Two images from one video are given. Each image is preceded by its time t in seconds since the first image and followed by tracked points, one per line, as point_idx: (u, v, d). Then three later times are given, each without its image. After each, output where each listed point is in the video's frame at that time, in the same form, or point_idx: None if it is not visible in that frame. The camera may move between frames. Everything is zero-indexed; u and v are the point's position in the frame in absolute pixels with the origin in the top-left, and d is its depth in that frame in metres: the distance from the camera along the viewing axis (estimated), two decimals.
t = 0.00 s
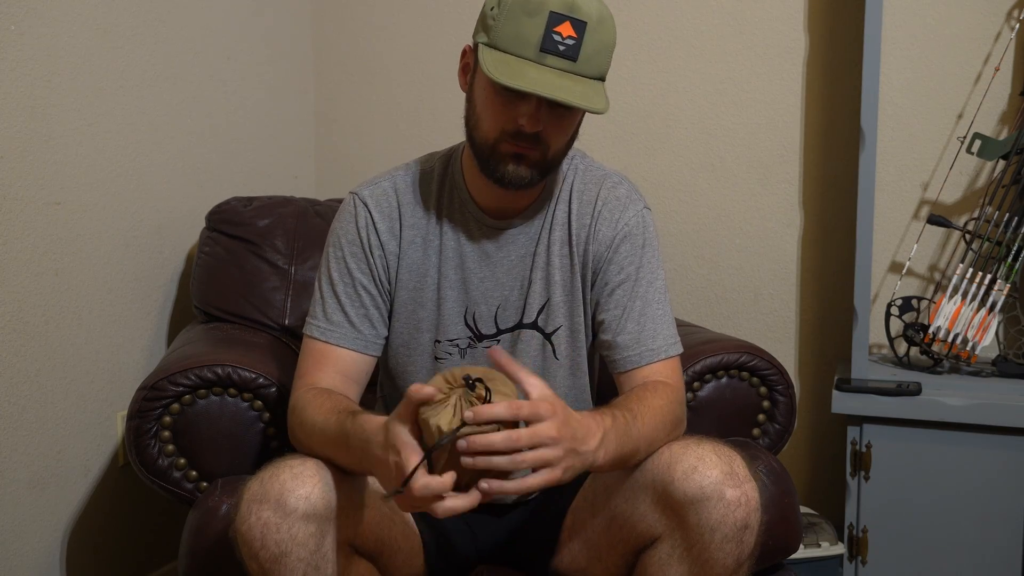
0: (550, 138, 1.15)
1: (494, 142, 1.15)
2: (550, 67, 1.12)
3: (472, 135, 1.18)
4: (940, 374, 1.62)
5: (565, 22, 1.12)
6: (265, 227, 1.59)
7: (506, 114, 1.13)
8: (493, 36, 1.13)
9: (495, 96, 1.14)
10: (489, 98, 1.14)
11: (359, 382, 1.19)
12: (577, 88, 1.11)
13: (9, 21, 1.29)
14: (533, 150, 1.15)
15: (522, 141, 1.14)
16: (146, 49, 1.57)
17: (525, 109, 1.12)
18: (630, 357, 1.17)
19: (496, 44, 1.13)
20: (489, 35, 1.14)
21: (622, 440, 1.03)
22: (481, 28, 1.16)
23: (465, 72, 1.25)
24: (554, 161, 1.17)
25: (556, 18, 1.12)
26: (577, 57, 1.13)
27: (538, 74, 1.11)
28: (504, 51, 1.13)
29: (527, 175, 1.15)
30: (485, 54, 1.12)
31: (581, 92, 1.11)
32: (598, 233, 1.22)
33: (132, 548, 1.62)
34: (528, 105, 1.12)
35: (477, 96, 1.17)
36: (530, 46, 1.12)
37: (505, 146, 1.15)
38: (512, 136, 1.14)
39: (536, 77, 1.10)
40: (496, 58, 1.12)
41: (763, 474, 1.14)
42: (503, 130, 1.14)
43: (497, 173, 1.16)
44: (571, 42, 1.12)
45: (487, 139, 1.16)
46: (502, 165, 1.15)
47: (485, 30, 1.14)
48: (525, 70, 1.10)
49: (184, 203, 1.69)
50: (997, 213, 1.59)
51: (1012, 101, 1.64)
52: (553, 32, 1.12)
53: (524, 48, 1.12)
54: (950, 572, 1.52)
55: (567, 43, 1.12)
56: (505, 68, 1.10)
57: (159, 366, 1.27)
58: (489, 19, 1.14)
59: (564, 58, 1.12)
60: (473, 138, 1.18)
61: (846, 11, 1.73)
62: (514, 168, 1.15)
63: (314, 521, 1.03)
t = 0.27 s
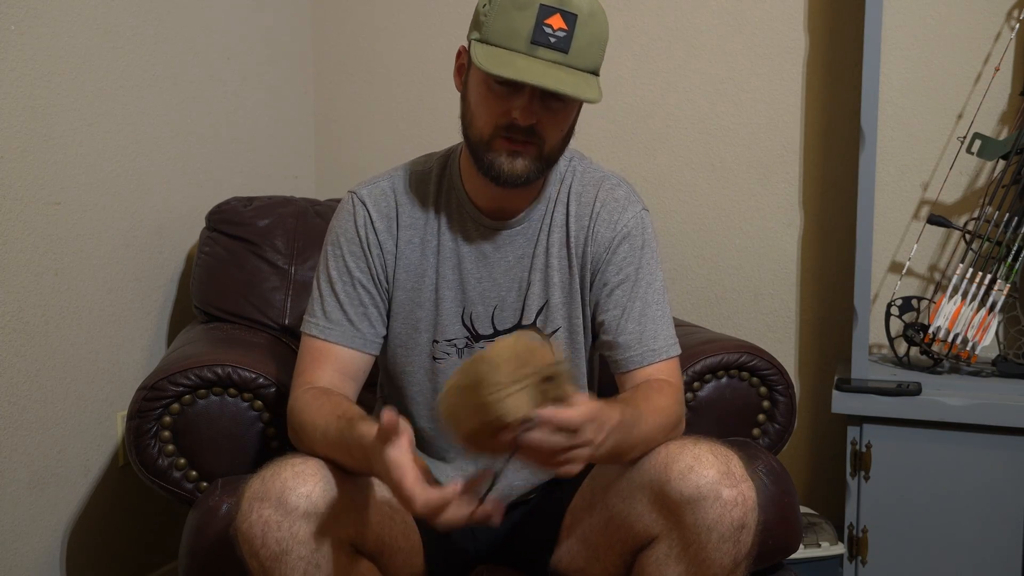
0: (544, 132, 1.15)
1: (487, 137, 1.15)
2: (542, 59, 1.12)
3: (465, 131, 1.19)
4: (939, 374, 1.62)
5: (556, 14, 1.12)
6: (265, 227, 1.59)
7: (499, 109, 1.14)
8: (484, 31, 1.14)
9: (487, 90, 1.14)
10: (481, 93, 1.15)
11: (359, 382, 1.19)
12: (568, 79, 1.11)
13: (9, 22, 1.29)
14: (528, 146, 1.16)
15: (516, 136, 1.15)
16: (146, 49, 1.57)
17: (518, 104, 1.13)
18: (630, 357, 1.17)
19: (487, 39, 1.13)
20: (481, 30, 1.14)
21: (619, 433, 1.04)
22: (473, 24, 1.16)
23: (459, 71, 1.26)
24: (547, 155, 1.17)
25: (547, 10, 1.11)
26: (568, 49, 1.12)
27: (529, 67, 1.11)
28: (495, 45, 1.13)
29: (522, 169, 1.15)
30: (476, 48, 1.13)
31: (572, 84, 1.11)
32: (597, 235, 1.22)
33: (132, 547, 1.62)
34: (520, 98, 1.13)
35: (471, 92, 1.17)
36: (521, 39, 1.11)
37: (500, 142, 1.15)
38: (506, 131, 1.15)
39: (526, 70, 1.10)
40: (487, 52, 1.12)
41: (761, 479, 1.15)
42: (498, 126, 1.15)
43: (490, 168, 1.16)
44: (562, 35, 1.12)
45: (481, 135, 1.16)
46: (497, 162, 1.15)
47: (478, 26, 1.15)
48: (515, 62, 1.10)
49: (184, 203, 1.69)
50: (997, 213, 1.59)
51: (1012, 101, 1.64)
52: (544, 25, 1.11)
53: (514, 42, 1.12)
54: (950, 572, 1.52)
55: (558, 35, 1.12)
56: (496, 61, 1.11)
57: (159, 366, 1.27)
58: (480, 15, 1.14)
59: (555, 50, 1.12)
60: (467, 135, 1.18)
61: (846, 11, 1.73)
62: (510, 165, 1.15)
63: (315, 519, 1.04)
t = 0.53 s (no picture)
0: (556, 128, 1.16)
1: (501, 137, 1.15)
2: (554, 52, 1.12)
3: (476, 132, 1.18)
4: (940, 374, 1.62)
5: (561, 7, 1.12)
6: (265, 227, 1.59)
7: (514, 109, 1.14)
8: (492, 31, 1.14)
9: (500, 90, 1.14)
10: (493, 93, 1.15)
11: (360, 381, 1.19)
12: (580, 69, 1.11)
13: (9, 22, 1.29)
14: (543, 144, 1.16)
15: (531, 134, 1.15)
16: (146, 48, 1.57)
17: (532, 101, 1.13)
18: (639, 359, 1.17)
19: (496, 38, 1.13)
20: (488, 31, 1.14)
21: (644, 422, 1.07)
22: (477, 26, 1.16)
23: (460, 74, 1.25)
24: (559, 154, 1.18)
25: (552, 4, 1.12)
26: (577, 40, 1.13)
27: (544, 59, 1.11)
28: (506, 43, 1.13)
29: (536, 168, 1.15)
30: (488, 48, 1.13)
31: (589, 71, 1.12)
32: (604, 238, 1.23)
33: (132, 548, 1.62)
34: (534, 94, 1.13)
35: (480, 94, 1.17)
36: (531, 33, 1.12)
37: (515, 143, 1.15)
38: (521, 130, 1.14)
39: (541, 61, 1.10)
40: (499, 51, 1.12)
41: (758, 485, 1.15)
42: (512, 127, 1.15)
43: (506, 168, 1.15)
44: (570, 26, 1.12)
45: (495, 136, 1.16)
46: (513, 162, 1.15)
47: (483, 27, 1.15)
48: (531, 56, 1.11)
49: (184, 203, 1.68)
50: (997, 213, 1.59)
51: (1012, 101, 1.64)
52: (552, 18, 1.12)
53: (525, 36, 1.12)
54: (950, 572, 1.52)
55: (566, 27, 1.12)
56: (511, 58, 1.11)
57: (160, 366, 1.27)
58: (484, 16, 1.15)
59: (565, 41, 1.12)
60: (477, 136, 1.18)
61: (846, 11, 1.74)
62: (525, 164, 1.15)
63: (317, 521, 1.02)
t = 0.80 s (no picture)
0: (558, 143, 1.15)
1: (502, 151, 1.15)
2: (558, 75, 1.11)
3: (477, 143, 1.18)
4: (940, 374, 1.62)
5: (566, 27, 1.10)
6: (265, 227, 1.59)
7: (512, 124, 1.13)
8: (496, 49, 1.12)
9: (499, 106, 1.13)
10: (493, 109, 1.14)
11: (360, 383, 1.18)
12: (584, 93, 1.11)
13: (9, 21, 1.29)
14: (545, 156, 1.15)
15: (534, 147, 1.14)
16: (146, 49, 1.57)
17: (535, 120, 1.12)
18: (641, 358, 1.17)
19: (500, 57, 1.12)
20: (492, 48, 1.13)
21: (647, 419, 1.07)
22: (479, 40, 1.15)
23: (459, 78, 1.24)
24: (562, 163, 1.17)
25: (556, 24, 1.10)
26: (581, 61, 1.12)
27: (549, 85, 1.10)
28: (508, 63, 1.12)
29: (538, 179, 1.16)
30: (491, 69, 1.12)
31: (592, 94, 1.11)
32: (603, 238, 1.23)
33: (132, 548, 1.62)
34: (534, 113, 1.12)
35: (482, 107, 1.16)
36: (535, 56, 1.10)
37: (518, 155, 1.15)
38: (524, 143, 1.14)
39: (547, 88, 1.09)
40: (501, 73, 1.11)
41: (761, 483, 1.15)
42: (515, 140, 1.14)
43: (509, 180, 1.16)
44: (574, 48, 1.11)
45: (497, 149, 1.16)
46: (515, 173, 1.15)
47: (485, 43, 1.13)
48: (533, 82, 1.10)
49: (184, 203, 1.68)
50: (997, 213, 1.59)
51: (1012, 101, 1.64)
52: (555, 39, 1.10)
53: (529, 59, 1.11)
54: (950, 572, 1.52)
55: (570, 48, 1.11)
56: (513, 83, 1.10)
57: (159, 366, 1.27)
58: (487, 31, 1.13)
59: (569, 64, 1.11)
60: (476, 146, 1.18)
61: (846, 11, 1.74)
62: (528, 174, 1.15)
63: (316, 521, 1.03)
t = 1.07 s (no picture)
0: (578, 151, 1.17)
1: (525, 159, 1.15)
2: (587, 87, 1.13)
3: (493, 150, 1.17)
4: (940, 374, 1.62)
5: (593, 39, 1.12)
6: (265, 227, 1.59)
7: (539, 133, 1.13)
8: (525, 63, 1.12)
9: (526, 117, 1.13)
10: (518, 120, 1.14)
11: (358, 383, 1.18)
12: (614, 103, 1.13)
13: (9, 22, 1.30)
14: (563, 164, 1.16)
15: (554, 156, 1.15)
16: (146, 49, 1.57)
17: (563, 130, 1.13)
18: (634, 360, 1.17)
19: (529, 70, 1.12)
20: (520, 61, 1.13)
21: (627, 430, 1.04)
22: (502, 52, 1.14)
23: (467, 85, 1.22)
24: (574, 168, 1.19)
25: (584, 37, 1.11)
26: (606, 71, 1.14)
27: (583, 97, 1.11)
28: (539, 76, 1.12)
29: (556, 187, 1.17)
30: (523, 83, 1.11)
31: (621, 104, 1.13)
32: (596, 241, 1.21)
33: (132, 548, 1.62)
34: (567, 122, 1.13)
35: (501, 116, 1.16)
36: (566, 69, 1.12)
37: (537, 163, 1.15)
38: (544, 153, 1.14)
39: (582, 101, 1.10)
40: (534, 87, 1.11)
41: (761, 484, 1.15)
42: (535, 149, 1.14)
43: (527, 190, 1.17)
44: (601, 59, 1.13)
45: (516, 157, 1.15)
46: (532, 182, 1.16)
47: (512, 56, 1.13)
48: (571, 96, 1.10)
49: (184, 203, 1.69)
50: (997, 213, 1.59)
51: (1012, 101, 1.64)
52: (585, 52, 1.12)
53: (561, 73, 1.12)
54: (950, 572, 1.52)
55: (598, 59, 1.12)
56: (552, 98, 1.10)
57: (159, 366, 1.27)
58: (513, 44, 1.13)
59: (596, 75, 1.13)
60: (492, 154, 1.17)
61: (846, 11, 1.74)
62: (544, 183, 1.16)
63: (313, 520, 1.04)
